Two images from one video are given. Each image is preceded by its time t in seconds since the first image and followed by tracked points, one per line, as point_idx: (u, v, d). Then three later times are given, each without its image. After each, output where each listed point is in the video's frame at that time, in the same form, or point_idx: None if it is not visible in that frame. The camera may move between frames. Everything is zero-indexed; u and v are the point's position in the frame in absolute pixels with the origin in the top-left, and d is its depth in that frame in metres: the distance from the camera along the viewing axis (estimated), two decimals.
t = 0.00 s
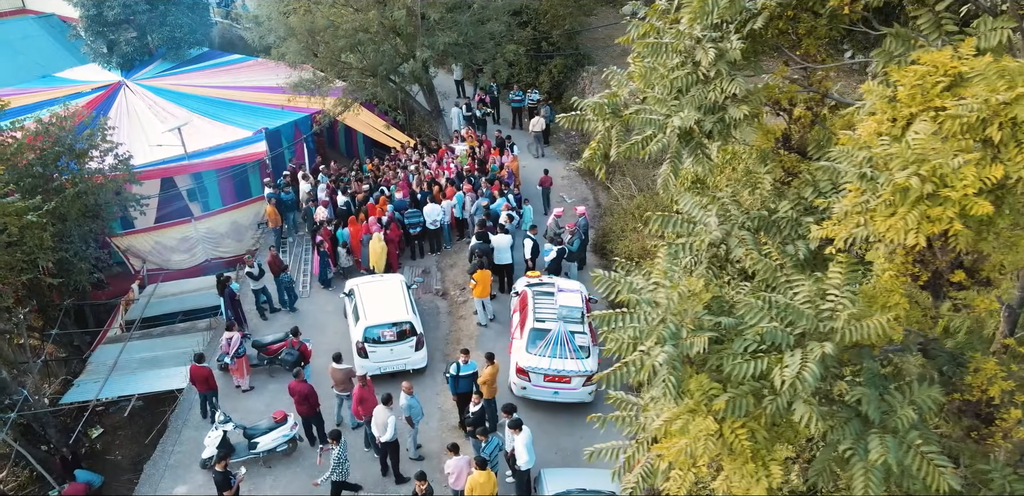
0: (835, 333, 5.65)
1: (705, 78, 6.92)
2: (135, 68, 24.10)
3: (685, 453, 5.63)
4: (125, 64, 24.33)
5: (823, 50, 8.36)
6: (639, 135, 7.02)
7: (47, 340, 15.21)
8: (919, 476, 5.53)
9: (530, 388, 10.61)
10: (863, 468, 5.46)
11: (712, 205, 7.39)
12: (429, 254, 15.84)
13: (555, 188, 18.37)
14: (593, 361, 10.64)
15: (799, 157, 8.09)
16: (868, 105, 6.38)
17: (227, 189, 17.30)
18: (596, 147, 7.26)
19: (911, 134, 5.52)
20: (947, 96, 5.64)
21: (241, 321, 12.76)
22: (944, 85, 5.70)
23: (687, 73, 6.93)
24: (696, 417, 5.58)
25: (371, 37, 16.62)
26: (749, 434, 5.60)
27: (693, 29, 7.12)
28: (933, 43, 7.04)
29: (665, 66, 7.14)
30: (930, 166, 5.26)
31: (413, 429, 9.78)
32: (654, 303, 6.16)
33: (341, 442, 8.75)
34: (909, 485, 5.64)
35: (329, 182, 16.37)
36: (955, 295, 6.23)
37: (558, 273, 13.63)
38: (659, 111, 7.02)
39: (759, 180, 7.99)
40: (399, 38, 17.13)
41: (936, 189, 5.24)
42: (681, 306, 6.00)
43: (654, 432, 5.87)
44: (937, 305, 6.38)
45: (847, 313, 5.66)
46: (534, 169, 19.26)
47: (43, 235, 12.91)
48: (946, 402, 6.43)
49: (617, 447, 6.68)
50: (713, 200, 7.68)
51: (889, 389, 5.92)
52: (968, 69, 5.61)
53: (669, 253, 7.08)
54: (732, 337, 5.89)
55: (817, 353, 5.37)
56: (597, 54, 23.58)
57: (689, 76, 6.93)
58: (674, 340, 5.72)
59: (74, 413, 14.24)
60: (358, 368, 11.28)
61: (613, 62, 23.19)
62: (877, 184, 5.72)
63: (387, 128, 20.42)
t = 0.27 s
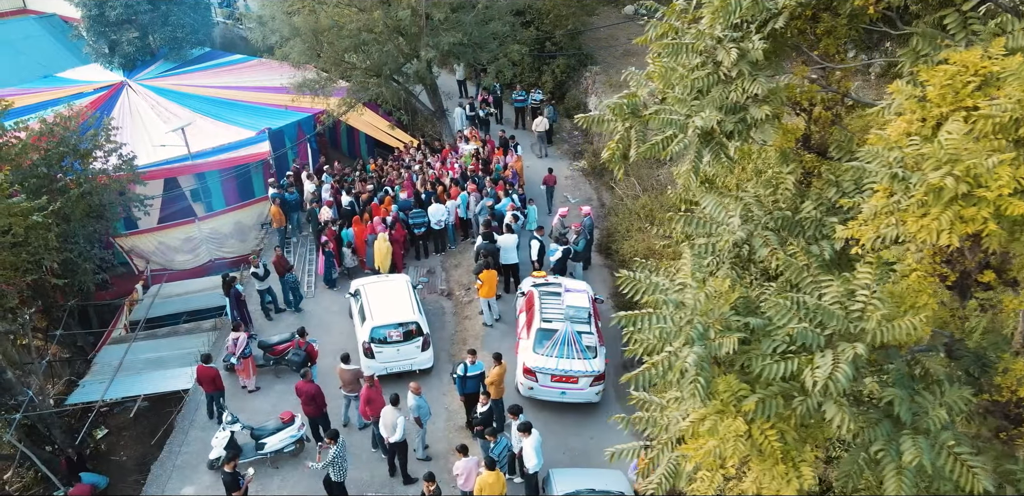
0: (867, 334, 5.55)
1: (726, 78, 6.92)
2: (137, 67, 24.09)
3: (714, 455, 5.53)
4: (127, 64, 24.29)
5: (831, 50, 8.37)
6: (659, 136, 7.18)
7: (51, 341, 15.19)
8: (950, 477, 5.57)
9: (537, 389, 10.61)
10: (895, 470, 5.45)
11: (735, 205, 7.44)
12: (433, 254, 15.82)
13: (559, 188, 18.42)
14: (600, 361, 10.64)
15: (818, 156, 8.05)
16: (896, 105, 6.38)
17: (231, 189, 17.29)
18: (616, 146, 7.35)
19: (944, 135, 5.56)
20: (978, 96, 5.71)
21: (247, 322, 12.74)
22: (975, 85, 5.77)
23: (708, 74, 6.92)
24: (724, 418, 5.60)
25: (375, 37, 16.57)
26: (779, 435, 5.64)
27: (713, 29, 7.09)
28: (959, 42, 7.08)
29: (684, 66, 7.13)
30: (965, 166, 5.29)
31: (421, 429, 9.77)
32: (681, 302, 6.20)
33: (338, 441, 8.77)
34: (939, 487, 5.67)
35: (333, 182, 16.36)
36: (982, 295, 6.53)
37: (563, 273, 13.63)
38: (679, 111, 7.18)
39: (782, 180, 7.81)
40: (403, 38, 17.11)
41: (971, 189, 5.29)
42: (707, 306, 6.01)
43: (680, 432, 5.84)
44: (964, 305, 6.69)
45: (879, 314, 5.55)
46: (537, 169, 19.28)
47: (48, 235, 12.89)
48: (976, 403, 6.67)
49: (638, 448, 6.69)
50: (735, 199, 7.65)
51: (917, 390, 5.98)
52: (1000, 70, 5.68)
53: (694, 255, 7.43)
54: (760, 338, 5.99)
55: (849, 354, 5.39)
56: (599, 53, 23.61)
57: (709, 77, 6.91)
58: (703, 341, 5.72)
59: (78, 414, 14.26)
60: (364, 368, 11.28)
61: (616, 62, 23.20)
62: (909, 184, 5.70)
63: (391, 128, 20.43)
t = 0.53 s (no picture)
0: (894, 334, 5.56)
1: (745, 78, 6.97)
2: (138, 67, 24.08)
3: (740, 456, 5.56)
4: (128, 64, 24.24)
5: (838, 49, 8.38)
6: (677, 135, 7.17)
7: (54, 341, 15.16)
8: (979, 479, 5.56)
9: (543, 389, 10.60)
10: (923, 471, 5.49)
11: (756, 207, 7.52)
12: (437, 254, 15.81)
13: (562, 188, 18.43)
14: (606, 361, 10.63)
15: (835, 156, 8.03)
16: (921, 104, 6.38)
17: (233, 189, 17.30)
18: (633, 146, 7.34)
19: (973, 135, 5.61)
20: (1006, 95, 5.75)
21: (251, 322, 12.71)
22: (1002, 85, 5.79)
23: (727, 74, 6.95)
24: (750, 419, 5.62)
25: (379, 37, 16.54)
26: (805, 435, 5.65)
27: (734, 28, 7.14)
28: (984, 43, 7.05)
29: (702, 66, 7.24)
30: (995, 166, 5.35)
31: (428, 430, 9.76)
32: (705, 302, 6.20)
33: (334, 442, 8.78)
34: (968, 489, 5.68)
35: (337, 182, 16.34)
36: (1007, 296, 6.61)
37: (568, 273, 13.62)
38: (697, 111, 7.15)
39: (803, 180, 7.64)
40: (407, 38, 17.09)
41: (1001, 189, 5.35)
42: (731, 308, 6.02)
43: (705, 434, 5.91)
44: (987, 305, 6.75)
45: (907, 315, 5.55)
46: (540, 169, 19.29)
47: (52, 236, 12.85)
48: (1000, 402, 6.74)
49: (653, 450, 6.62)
50: (756, 202, 7.74)
51: (945, 391, 5.96)
52: None
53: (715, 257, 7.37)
54: (786, 338, 5.94)
55: (878, 355, 5.34)
56: (601, 53, 23.63)
57: (729, 77, 6.95)
58: (728, 341, 5.72)
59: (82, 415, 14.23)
60: (370, 368, 11.27)
61: (618, 61, 23.21)
62: (937, 184, 5.75)
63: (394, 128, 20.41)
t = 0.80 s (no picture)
0: (929, 335, 5.55)
1: (768, 78, 7.07)
2: (139, 68, 24.05)
3: (772, 457, 5.63)
4: (128, 64, 24.14)
5: (847, 48, 8.39)
6: (700, 135, 7.19)
7: (57, 343, 15.11)
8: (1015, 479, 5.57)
9: (550, 389, 10.58)
10: (958, 470, 5.49)
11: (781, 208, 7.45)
12: (441, 254, 15.80)
13: (565, 188, 18.45)
14: (613, 361, 10.62)
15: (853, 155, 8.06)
16: (950, 103, 6.37)
17: (236, 190, 17.28)
18: (654, 147, 7.39)
19: (1008, 134, 5.57)
20: None
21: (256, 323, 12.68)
22: None
23: (750, 74, 7.05)
24: (784, 420, 5.67)
25: (383, 37, 16.51)
26: (839, 436, 5.66)
27: (758, 28, 7.20)
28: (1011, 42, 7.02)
29: (725, 66, 7.32)
30: None
31: (435, 431, 9.74)
32: (733, 302, 6.24)
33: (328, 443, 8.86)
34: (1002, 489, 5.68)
35: (340, 183, 16.32)
36: None
37: (572, 273, 13.61)
38: (719, 112, 7.14)
39: (828, 179, 7.62)
40: (410, 38, 17.07)
41: None
42: (761, 309, 6.04)
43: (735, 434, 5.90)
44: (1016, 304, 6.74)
45: (942, 315, 5.55)
46: (543, 169, 19.30)
47: (55, 237, 12.79)
48: None
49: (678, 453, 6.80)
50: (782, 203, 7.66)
51: (977, 391, 5.95)
52: None
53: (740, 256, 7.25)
54: (818, 338, 5.92)
55: (914, 355, 5.32)
56: (603, 53, 23.66)
57: (751, 77, 7.04)
58: (759, 342, 5.74)
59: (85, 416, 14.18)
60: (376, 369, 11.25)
61: (619, 61, 23.23)
62: (973, 185, 5.73)
63: (396, 129, 20.38)
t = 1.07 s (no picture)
0: (960, 335, 5.54)
1: (788, 78, 7.14)
2: (138, 68, 23.99)
3: (802, 457, 5.74)
4: (128, 65, 24.07)
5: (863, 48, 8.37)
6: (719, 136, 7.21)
7: (59, 344, 15.06)
8: None
9: (556, 389, 10.57)
10: (990, 471, 5.52)
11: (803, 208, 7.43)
12: (444, 255, 15.78)
13: (567, 188, 18.46)
14: (619, 361, 10.61)
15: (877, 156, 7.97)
16: (976, 102, 6.37)
17: (237, 192, 17.25)
18: (672, 147, 7.52)
19: None
20: None
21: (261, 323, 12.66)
22: None
23: (771, 74, 7.15)
24: (814, 420, 5.78)
25: (386, 37, 16.50)
26: (869, 436, 5.68)
27: (777, 28, 7.16)
28: None
29: (746, 67, 7.42)
30: None
31: (442, 431, 9.73)
32: (761, 301, 6.22)
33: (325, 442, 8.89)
34: None
35: (343, 183, 16.30)
36: None
37: (576, 273, 13.61)
38: (739, 112, 7.27)
39: (850, 180, 7.52)
40: (413, 39, 17.06)
41: None
42: (788, 309, 6.05)
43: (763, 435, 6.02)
44: None
45: (974, 316, 5.55)
46: (545, 169, 19.31)
47: (58, 238, 12.74)
48: None
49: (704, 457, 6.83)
50: (802, 202, 7.65)
51: (1007, 391, 5.94)
52: None
53: (764, 257, 7.24)
54: (846, 339, 5.92)
55: (946, 356, 5.32)
56: (603, 53, 23.67)
57: (772, 77, 7.14)
58: (788, 342, 5.75)
59: (88, 418, 14.15)
60: (381, 369, 11.24)
61: (620, 61, 23.24)
62: (1005, 185, 5.71)
63: (397, 129, 20.35)
